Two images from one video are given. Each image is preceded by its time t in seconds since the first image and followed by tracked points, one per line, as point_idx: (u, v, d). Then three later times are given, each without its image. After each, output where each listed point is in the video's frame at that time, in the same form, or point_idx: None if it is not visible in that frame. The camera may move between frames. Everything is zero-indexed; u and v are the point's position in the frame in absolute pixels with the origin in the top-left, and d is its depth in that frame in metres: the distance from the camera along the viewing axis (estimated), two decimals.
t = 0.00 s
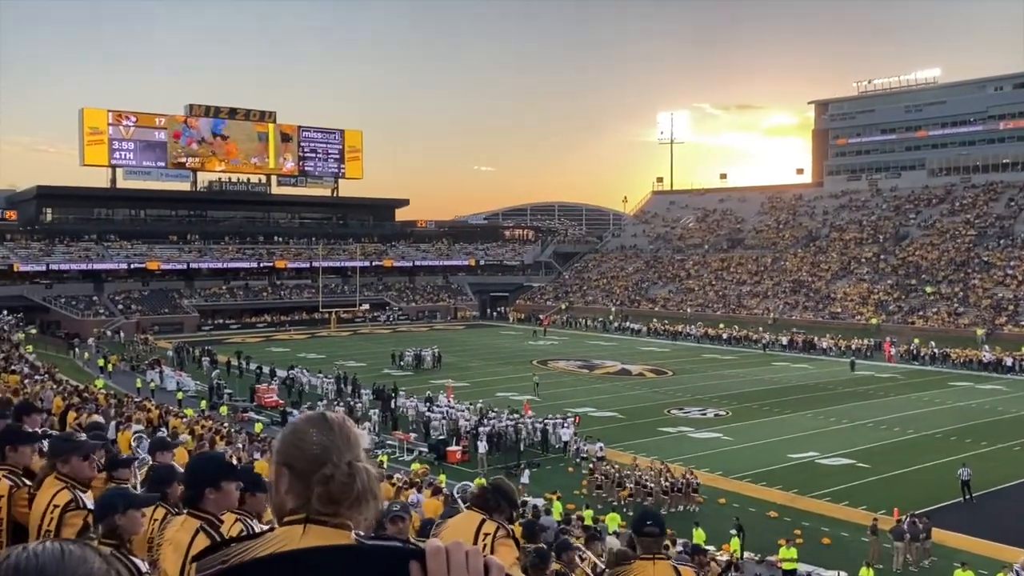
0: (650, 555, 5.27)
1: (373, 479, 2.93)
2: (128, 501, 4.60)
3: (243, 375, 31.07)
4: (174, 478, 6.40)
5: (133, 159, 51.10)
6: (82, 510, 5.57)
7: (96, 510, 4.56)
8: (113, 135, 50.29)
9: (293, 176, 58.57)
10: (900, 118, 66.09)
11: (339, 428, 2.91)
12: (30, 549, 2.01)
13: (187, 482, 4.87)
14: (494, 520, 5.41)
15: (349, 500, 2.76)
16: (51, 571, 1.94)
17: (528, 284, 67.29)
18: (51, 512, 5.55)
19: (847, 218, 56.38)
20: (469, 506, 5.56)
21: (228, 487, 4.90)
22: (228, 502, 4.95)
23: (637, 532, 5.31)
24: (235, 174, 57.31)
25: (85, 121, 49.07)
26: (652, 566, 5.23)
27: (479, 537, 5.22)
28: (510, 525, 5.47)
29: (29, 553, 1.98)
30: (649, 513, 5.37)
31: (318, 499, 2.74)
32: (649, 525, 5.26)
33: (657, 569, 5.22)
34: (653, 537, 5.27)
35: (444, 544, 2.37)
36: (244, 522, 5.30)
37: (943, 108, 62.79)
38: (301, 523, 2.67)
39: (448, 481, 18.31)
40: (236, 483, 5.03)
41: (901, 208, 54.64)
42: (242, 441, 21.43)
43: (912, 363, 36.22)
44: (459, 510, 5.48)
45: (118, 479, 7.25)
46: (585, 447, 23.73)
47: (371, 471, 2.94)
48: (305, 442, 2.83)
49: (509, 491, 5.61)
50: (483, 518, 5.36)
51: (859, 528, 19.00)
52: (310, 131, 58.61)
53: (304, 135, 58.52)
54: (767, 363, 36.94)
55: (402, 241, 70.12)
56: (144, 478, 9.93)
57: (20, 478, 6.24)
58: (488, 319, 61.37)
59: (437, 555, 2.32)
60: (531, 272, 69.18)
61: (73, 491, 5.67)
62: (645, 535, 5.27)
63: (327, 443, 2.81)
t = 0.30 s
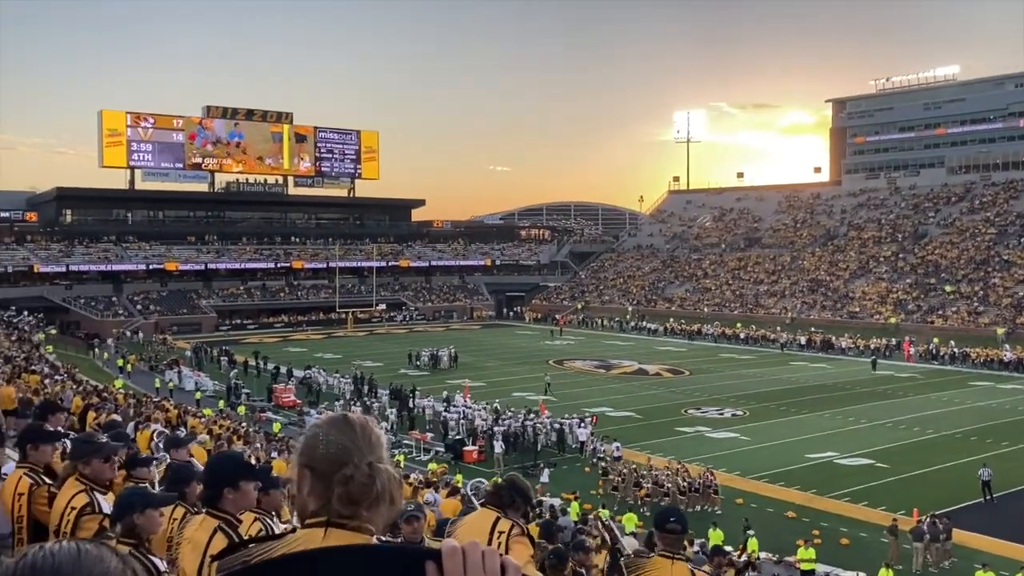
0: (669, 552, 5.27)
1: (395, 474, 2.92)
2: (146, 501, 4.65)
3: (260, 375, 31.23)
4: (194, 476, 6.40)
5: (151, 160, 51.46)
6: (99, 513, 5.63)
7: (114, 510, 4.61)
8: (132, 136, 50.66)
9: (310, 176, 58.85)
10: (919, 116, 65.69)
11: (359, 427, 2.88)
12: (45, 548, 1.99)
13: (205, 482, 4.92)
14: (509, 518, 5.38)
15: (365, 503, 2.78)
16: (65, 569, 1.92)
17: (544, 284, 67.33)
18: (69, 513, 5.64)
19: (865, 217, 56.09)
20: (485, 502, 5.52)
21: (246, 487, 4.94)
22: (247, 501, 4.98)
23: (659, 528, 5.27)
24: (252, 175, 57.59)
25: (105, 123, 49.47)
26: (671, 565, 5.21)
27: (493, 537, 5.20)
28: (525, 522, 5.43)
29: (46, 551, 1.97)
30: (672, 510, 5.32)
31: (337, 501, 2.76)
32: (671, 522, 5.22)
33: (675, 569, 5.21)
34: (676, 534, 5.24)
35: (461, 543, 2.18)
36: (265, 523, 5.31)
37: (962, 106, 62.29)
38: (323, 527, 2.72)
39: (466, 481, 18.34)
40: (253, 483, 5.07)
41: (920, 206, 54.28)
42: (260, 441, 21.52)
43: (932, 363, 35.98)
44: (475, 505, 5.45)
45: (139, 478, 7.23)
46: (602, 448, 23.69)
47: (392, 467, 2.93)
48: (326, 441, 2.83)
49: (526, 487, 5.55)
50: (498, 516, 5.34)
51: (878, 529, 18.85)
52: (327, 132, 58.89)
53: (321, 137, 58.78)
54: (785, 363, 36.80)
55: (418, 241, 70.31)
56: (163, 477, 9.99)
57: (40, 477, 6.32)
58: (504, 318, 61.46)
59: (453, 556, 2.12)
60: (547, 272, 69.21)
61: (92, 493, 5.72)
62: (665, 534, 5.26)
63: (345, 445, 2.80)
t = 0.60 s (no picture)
0: (682, 550, 5.29)
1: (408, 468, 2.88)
2: (165, 500, 4.66)
3: (278, 375, 31.41)
4: (213, 476, 6.41)
5: (171, 161, 51.85)
6: (119, 513, 5.66)
7: (134, 509, 4.64)
8: (152, 138, 51.05)
9: (328, 177, 59.12)
10: (940, 114, 65.24)
11: (367, 426, 2.87)
12: (66, 549, 2.18)
13: (225, 482, 4.94)
14: (525, 519, 5.35)
15: (371, 497, 2.78)
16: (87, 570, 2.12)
17: (562, 284, 67.32)
18: (89, 513, 5.66)
19: (885, 216, 55.72)
20: (500, 502, 5.51)
21: (266, 487, 4.96)
22: (267, 501, 5.01)
23: (673, 526, 5.28)
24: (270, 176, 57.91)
25: (125, 125, 49.91)
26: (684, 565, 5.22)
27: (511, 539, 5.17)
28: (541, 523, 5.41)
29: (66, 553, 2.15)
30: (687, 507, 5.32)
31: (342, 501, 2.79)
32: (683, 519, 5.23)
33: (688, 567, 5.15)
34: (689, 531, 5.25)
35: (476, 546, 2.32)
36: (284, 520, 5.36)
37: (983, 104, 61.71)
38: (338, 528, 2.78)
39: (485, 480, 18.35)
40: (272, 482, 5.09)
41: (941, 205, 53.83)
42: (278, 441, 21.62)
43: (954, 363, 35.68)
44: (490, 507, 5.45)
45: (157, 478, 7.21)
46: (620, 448, 23.66)
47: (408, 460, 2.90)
48: (335, 446, 2.86)
49: (541, 488, 5.52)
50: (514, 517, 5.31)
51: (898, 530, 18.73)
52: (345, 133, 59.19)
53: (339, 138, 59.08)
54: (804, 363, 36.61)
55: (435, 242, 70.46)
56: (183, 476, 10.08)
57: (62, 475, 6.37)
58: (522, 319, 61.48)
59: (470, 557, 2.28)
60: (564, 272, 69.23)
61: (112, 493, 5.76)
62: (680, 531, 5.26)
63: (341, 448, 2.83)
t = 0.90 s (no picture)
0: (697, 559, 5.27)
1: (431, 472, 2.88)
2: (188, 502, 4.71)
3: (300, 377, 31.63)
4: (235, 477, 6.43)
5: (195, 165, 52.30)
6: (143, 515, 5.70)
7: (159, 509, 4.69)
8: (176, 142, 51.54)
9: (351, 180, 59.45)
10: (966, 115, 64.66)
11: (386, 430, 2.90)
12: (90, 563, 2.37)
13: (250, 483, 5.00)
14: (544, 525, 5.36)
15: (386, 500, 2.80)
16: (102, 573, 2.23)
17: (583, 287, 67.28)
18: (114, 514, 5.70)
19: (910, 218, 55.22)
20: (519, 508, 5.52)
21: (292, 489, 5.03)
22: (291, 504, 5.06)
23: (687, 535, 5.31)
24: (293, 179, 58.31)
25: (150, 129, 50.45)
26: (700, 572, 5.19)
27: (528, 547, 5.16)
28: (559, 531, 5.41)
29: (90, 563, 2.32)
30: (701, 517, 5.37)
31: (360, 505, 2.83)
32: (699, 529, 5.26)
33: None
34: (702, 540, 5.27)
35: (497, 553, 2.35)
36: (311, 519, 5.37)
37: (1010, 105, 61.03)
38: (357, 532, 2.82)
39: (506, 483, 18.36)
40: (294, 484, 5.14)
41: (966, 206, 53.25)
42: (300, 442, 21.74)
43: (980, 366, 35.29)
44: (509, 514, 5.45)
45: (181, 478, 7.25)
46: (640, 451, 23.61)
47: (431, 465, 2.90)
48: (355, 451, 2.90)
49: (559, 496, 5.52)
50: (533, 524, 5.31)
51: (921, 535, 18.56)
52: (367, 136, 59.51)
53: (361, 141, 59.39)
54: (827, 366, 36.36)
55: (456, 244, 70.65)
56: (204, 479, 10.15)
57: (85, 476, 6.43)
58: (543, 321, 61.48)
59: (490, 563, 2.31)
60: (585, 275, 69.23)
61: (136, 494, 5.80)
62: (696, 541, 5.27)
63: (358, 453, 2.87)
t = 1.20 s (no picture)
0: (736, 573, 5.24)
1: (453, 477, 2.94)
2: (215, 505, 4.81)
3: (327, 383, 31.88)
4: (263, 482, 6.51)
5: (223, 172, 52.94)
6: (172, 517, 5.80)
7: (188, 512, 4.79)
8: (205, 148, 52.30)
9: (376, 186, 59.83)
10: (996, 120, 63.94)
11: (403, 439, 2.95)
12: (123, 556, 2.33)
13: (284, 488, 5.15)
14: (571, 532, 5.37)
15: (410, 510, 2.85)
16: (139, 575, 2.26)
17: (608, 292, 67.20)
18: (143, 516, 5.81)
19: (939, 224, 54.65)
20: (545, 516, 5.56)
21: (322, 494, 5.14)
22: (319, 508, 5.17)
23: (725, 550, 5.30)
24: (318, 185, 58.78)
25: (180, 135, 51.45)
26: None
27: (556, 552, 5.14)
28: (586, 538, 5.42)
29: (122, 559, 2.31)
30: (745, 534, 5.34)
31: (383, 515, 2.88)
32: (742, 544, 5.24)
33: None
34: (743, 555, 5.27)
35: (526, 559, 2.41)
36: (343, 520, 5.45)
37: None
38: (385, 540, 2.85)
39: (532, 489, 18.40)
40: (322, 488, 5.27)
41: (996, 212, 52.62)
42: (327, 446, 21.94)
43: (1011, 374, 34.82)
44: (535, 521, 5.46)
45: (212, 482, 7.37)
46: (665, 458, 23.55)
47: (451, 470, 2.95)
48: (375, 463, 2.97)
49: (585, 504, 5.54)
50: (560, 530, 5.29)
51: (950, 544, 18.34)
52: (393, 142, 59.89)
53: (387, 147, 59.79)
54: (854, 373, 36.05)
55: (481, 250, 70.87)
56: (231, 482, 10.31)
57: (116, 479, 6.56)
58: (567, 327, 61.45)
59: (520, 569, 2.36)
60: (610, 281, 69.16)
61: (165, 496, 5.91)
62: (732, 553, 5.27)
63: (378, 463, 2.93)
